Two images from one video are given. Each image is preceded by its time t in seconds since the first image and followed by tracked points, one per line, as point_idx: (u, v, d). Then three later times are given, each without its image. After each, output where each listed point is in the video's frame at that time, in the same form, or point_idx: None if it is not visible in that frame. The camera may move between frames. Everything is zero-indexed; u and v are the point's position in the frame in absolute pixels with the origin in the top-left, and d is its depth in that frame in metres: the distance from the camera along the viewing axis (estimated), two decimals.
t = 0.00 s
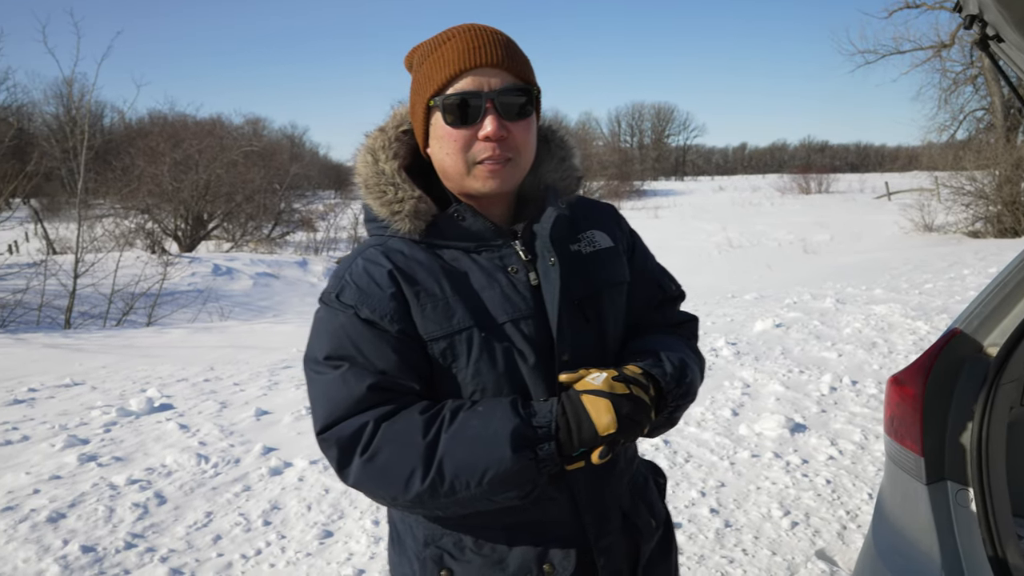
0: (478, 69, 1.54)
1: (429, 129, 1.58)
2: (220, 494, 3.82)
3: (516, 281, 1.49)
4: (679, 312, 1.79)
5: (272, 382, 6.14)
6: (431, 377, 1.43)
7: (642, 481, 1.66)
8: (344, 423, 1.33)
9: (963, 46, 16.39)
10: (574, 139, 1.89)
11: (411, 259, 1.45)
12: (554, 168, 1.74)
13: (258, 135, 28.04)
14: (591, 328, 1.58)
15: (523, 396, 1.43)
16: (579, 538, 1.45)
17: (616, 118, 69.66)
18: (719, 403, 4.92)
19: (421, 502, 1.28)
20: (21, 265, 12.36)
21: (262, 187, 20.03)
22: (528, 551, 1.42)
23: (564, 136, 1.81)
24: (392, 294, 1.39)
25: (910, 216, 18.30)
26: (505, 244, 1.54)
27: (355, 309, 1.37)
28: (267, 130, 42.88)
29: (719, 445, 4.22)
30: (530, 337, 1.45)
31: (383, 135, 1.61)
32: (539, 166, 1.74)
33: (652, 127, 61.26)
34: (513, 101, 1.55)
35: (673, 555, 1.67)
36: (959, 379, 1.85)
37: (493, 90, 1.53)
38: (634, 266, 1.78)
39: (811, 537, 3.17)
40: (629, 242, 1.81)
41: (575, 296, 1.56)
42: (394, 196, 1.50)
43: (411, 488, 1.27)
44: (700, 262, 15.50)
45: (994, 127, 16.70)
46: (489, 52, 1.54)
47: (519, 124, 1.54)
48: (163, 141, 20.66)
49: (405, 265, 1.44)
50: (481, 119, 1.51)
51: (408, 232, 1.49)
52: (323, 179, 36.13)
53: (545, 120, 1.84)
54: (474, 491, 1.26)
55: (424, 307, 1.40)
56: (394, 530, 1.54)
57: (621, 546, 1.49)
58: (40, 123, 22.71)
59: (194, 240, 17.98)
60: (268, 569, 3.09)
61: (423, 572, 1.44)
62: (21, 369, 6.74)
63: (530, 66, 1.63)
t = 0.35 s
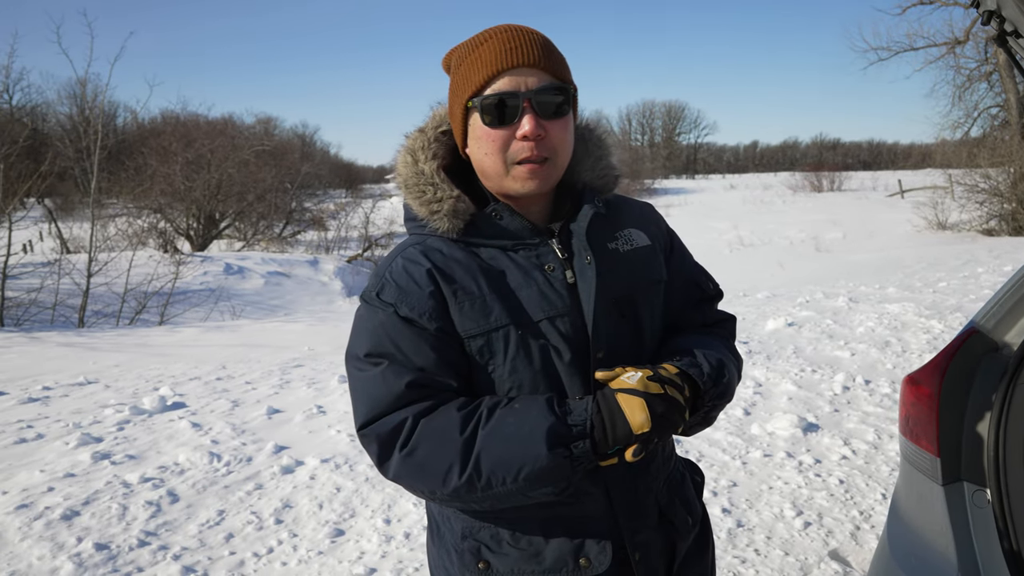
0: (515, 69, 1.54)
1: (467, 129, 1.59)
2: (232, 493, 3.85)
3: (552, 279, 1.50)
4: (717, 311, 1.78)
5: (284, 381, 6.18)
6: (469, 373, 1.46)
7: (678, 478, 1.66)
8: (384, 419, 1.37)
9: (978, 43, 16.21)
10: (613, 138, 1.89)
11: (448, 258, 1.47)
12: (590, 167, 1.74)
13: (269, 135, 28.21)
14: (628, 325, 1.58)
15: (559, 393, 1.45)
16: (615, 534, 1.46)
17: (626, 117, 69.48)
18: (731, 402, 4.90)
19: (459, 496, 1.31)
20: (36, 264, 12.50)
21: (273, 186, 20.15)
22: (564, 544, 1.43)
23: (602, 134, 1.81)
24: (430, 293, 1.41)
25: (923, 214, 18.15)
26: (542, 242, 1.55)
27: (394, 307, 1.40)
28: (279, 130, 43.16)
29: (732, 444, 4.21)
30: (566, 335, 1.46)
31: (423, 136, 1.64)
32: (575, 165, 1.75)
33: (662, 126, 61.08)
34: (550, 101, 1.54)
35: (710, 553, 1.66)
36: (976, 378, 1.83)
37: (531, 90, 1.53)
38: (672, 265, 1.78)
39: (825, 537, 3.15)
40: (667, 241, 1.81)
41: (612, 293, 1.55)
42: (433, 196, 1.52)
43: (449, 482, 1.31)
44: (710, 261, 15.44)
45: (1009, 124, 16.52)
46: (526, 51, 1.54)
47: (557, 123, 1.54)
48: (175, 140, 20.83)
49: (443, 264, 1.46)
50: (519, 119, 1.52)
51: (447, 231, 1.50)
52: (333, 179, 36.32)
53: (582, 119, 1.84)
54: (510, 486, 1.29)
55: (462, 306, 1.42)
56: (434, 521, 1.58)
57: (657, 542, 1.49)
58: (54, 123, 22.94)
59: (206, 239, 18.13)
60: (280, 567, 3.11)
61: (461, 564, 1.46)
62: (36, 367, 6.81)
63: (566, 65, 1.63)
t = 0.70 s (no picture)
0: (553, 77, 1.54)
1: (500, 131, 1.61)
2: (233, 492, 3.85)
3: (571, 278, 1.50)
4: (730, 317, 1.79)
5: (286, 380, 6.19)
6: (487, 368, 1.47)
7: (690, 477, 1.65)
8: (406, 408, 1.38)
9: (980, 46, 16.20)
10: (633, 143, 1.90)
11: (472, 254, 1.49)
12: (613, 171, 1.76)
13: (272, 134, 28.24)
14: (645, 326, 1.59)
15: (577, 390, 1.45)
16: (626, 529, 1.46)
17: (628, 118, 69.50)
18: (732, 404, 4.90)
19: (476, 486, 1.32)
20: (38, 263, 12.52)
21: (275, 186, 20.17)
22: (576, 537, 1.43)
23: (624, 140, 1.83)
24: (453, 288, 1.42)
25: (925, 217, 18.14)
26: (563, 242, 1.56)
27: (418, 300, 1.42)
28: (281, 131, 43.19)
29: (733, 446, 4.20)
30: (585, 333, 1.46)
31: (450, 136, 1.67)
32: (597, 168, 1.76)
33: (664, 127, 61.08)
34: (583, 108, 1.55)
35: (718, 553, 1.66)
36: (980, 382, 1.83)
37: (566, 98, 1.54)
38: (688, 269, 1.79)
39: (826, 540, 3.15)
40: (683, 246, 1.82)
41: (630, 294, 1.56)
42: (458, 193, 1.55)
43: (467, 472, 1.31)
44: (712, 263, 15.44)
45: (1012, 127, 16.50)
46: (564, 59, 1.55)
47: (590, 131, 1.55)
48: (178, 140, 20.83)
49: (466, 260, 1.47)
50: (554, 126, 1.53)
51: (470, 228, 1.52)
52: (336, 179, 36.34)
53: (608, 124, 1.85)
54: (526, 479, 1.29)
55: (484, 301, 1.43)
56: (449, 513, 1.58)
57: (667, 538, 1.49)
58: (57, 122, 22.96)
59: (208, 238, 18.14)
60: (281, 567, 3.11)
61: (474, 554, 1.46)
62: (37, 365, 6.82)
63: (599, 73, 1.63)
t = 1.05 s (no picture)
0: (569, 76, 1.58)
1: (516, 130, 1.63)
2: (234, 494, 3.86)
3: (579, 280, 1.51)
4: (733, 321, 1.79)
5: (287, 383, 6.20)
6: (495, 368, 1.47)
7: (690, 479, 1.66)
8: (414, 406, 1.39)
9: (982, 50, 16.20)
10: (640, 148, 1.92)
11: (482, 254, 1.50)
12: (621, 177, 1.78)
13: (273, 137, 28.31)
14: (651, 329, 1.59)
15: (582, 390, 1.46)
16: (628, 528, 1.46)
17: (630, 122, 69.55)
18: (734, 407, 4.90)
19: (482, 484, 1.32)
20: (40, 265, 12.54)
21: (277, 188, 20.21)
22: (579, 535, 1.44)
23: (632, 146, 1.84)
24: (464, 287, 1.43)
25: (926, 221, 18.15)
26: (572, 244, 1.56)
27: (428, 300, 1.43)
28: (283, 133, 43.30)
29: (734, 450, 4.20)
30: (591, 334, 1.47)
31: (462, 138, 1.69)
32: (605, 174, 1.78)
33: (666, 130, 61.11)
34: (596, 107, 1.58)
35: (717, 555, 1.66)
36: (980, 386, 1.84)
37: (583, 97, 1.57)
38: (693, 273, 1.80)
39: (827, 544, 3.15)
40: (688, 251, 1.83)
41: (635, 297, 1.56)
42: (471, 194, 1.56)
43: (474, 470, 1.32)
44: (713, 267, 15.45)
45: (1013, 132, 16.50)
46: (579, 60, 1.59)
47: (606, 129, 1.58)
48: (180, 142, 20.88)
49: (477, 260, 1.48)
50: (572, 123, 1.55)
51: (481, 228, 1.53)
52: (337, 181, 36.39)
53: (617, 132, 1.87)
54: (532, 477, 1.30)
55: (493, 301, 1.43)
56: (453, 511, 1.59)
57: (669, 538, 1.49)
58: (59, 124, 23.01)
59: (210, 241, 18.16)
60: (281, 570, 3.11)
61: (479, 551, 1.47)
62: (39, 367, 6.83)
63: (611, 78, 1.68)
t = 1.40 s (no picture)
0: (570, 79, 1.58)
1: (516, 132, 1.63)
2: (234, 495, 3.86)
3: (579, 279, 1.51)
4: (732, 323, 1.79)
5: (287, 384, 6.19)
6: (493, 367, 1.47)
7: (688, 479, 1.65)
8: (412, 403, 1.39)
9: (982, 51, 16.20)
10: (641, 150, 1.92)
11: (482, 253, 1.50)
12: (621, 178, 1.78)
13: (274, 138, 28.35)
14: (650, 330, 1.59)
15: (580, 389, 1.46)
16: (624, 526, 1.46)
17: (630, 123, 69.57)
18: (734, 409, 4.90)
19: (479, 481, 1.32)
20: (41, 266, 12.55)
21: (277, 189, 20.22)
22: (576, 533, 1.43)
23: (633, 148, 1.84)
24: (463, 285, 1.43)
25: (927, 222, 18.16)
26: (572, 244, 1.56)
27: (428, 297, 1.43)
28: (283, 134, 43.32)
29: (734, 451, 4.20)
30: (590, 333, 1.47)
31: (464, 137, 1.69)
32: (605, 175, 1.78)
33: (667, 131, 61.12)
34: (595, 111, 1.58)
35: (714, 554, 1.66)
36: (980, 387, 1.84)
37: (582, 100, 1.57)
38: (691, 275, 1.80)
39: (827, 545, 3.14)
40: (687, 253, 1.83)
41: (633, 297, 1.56)
42: (471, 193, 1.56)
43: (471, 467, 1.31)
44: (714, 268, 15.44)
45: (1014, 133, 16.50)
46: (579, 63, 1.59)
47: (605, 133, 1.58)
48: (181, 143, 20.90)
49: (477, 259, 1.48)
50: (571, 126, 1.56)
51: (481, 228, 1.54)
52: (338, 182, 36.41)
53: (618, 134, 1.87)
54: (529, 475, 1.30)
55: (492, 300, 1.43)
56: (451, 508, 1.59)
57: (665, 537, 1.49)
58: (60, 125, 23.03)
59: (211, 242, 18.16)
60: (281, 571, 3.11)
61: (476, 548, 1.47)
62: (39, 368, 6.83)
63: (611, 82, 1.68)
